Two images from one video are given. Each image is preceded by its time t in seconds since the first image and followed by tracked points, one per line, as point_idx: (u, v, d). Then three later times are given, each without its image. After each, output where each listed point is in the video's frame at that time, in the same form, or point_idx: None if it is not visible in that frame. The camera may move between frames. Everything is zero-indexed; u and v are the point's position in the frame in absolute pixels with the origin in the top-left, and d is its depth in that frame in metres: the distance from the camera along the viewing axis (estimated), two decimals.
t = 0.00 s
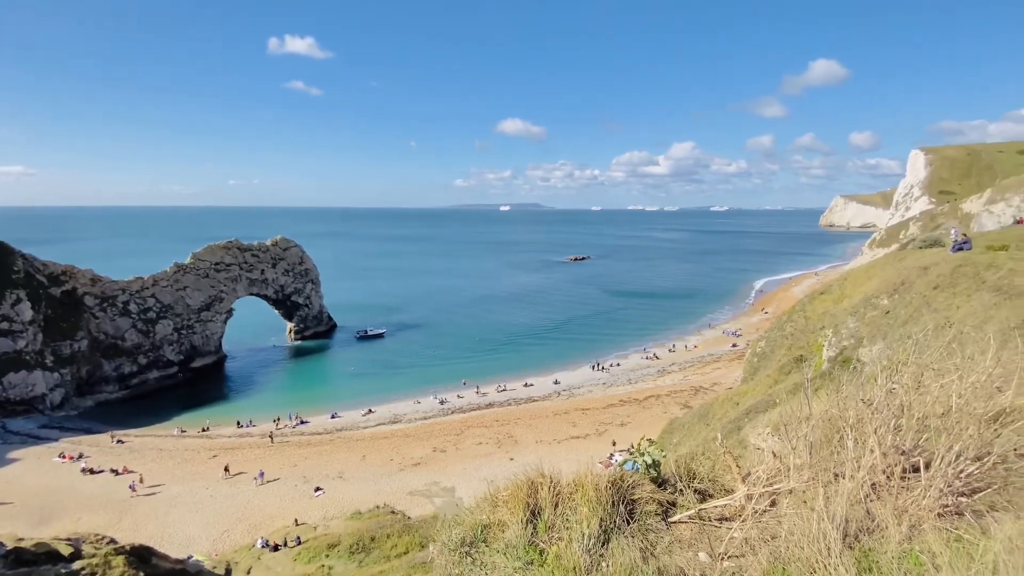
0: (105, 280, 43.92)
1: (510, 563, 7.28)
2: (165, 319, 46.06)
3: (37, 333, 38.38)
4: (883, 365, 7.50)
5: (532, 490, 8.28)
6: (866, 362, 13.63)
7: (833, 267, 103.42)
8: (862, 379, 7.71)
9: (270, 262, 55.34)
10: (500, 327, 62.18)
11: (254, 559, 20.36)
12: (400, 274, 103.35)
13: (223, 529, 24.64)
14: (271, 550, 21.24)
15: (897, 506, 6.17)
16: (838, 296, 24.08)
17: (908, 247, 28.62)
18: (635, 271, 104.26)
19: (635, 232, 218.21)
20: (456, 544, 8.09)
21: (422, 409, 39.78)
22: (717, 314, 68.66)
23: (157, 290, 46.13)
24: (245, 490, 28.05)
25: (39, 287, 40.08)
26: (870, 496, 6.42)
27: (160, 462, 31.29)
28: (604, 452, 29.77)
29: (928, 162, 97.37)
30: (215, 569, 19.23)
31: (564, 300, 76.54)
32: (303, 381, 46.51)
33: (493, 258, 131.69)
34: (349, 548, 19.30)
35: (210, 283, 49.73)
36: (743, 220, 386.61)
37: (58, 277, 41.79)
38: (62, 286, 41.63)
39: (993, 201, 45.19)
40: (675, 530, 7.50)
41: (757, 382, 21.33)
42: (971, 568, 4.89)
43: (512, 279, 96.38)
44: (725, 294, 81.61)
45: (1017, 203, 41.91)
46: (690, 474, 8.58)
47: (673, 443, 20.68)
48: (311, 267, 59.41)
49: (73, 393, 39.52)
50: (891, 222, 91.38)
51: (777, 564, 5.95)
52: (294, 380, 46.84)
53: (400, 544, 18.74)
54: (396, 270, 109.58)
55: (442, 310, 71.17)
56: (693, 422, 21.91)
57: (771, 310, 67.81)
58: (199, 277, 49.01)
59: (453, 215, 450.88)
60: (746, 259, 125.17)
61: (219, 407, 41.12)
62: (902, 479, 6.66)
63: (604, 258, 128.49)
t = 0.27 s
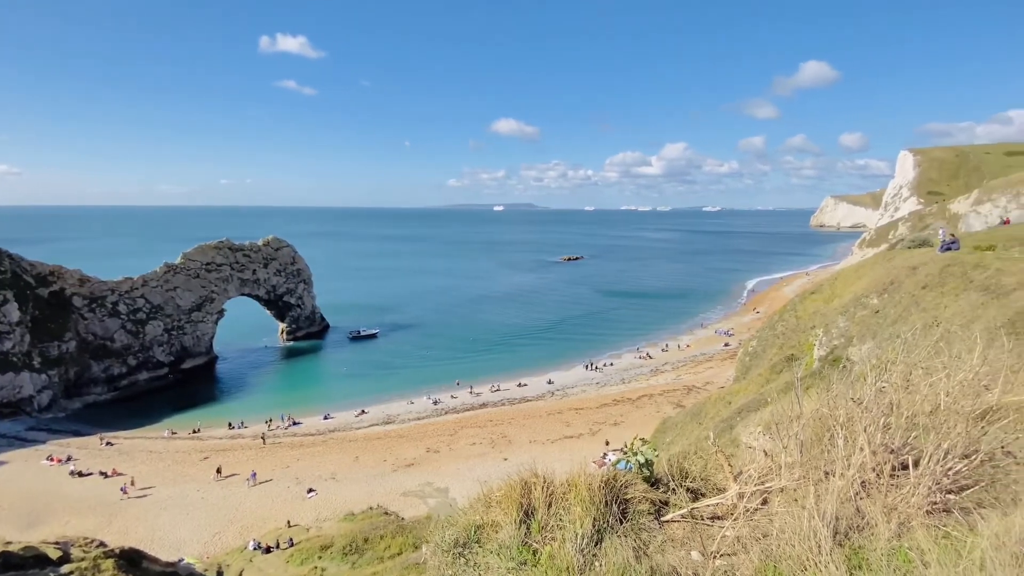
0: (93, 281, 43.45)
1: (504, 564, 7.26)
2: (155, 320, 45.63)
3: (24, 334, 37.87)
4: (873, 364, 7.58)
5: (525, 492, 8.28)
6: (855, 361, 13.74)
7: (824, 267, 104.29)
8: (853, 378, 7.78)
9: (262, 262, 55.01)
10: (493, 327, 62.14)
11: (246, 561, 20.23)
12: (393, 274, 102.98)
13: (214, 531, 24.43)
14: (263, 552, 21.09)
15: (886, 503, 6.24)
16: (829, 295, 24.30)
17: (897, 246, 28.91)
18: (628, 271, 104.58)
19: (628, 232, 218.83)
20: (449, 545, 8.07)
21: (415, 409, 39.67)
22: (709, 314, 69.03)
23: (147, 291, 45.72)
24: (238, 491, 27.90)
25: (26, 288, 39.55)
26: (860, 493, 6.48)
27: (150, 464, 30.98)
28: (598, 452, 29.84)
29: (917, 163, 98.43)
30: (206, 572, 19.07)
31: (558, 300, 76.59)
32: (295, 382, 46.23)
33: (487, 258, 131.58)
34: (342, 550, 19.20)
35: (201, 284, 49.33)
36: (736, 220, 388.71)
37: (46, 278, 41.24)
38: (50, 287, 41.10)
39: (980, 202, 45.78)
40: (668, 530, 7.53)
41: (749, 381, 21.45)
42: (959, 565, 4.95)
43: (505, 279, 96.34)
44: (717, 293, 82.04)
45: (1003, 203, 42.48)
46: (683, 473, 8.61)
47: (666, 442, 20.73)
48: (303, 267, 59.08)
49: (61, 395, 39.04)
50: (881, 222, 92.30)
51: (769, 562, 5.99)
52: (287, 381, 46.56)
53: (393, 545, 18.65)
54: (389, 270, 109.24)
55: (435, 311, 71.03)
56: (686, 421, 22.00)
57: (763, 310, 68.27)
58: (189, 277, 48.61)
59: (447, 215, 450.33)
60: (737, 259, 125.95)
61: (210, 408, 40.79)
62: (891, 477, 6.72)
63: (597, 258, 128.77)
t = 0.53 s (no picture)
0: (82, 282, 42.93)
1: (497, 564, 7.25)
2: (145, 321, 45.21)
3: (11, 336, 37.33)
4: (863, 362, 7.67)
5: (519, 492, 8.28)
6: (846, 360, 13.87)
7: (815, 266, 105.14)
8: (844, 376, 7.86)
9: (254, 263, 54.64)
10: (487, 328, 62.11)
11: (238, 564, 20.11)
12: (386, 275, 102.64)
13: (205, 534, 24.26)
14: (255, 554, 20.97)
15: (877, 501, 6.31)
16: (820, 295, 24.50)
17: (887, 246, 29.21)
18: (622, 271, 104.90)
19: (621, 232, 219.36)
20: (443, 546, 8.04)
21: (409, 410, 39.59)
22: (702, 313, 69.38)
23: (137, 291, 45.26)
24: (230, 493, 27.73)
25: (13, 289, 38.97)
26: (851, 491, 6.56)
27: (140, 467, 30.69)
28: (591, 451, 29.92)
29: (906, 164, 99.51)
30: None
31: (551, 300, 76.68)
32: (287, 383, 45.98)
33: (480, 258, 131.53)
34: (336, 551, 19.13)
35: (192, 284, 48.92)
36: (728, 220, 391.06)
37: (33, 279, 40.66)
38: (37, 288, 40.53)
39: (967, 202, 46.35)
40: (662, 529, 7.57)
41: (742, 380, 21.58)
42: (949, 562, 5.01)
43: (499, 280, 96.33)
44: (710, 293, 82.50)
45: (990, 204, 43.03)
46: (676, 472, 8.66)
47: (660, 441, 20.83)
48: (295, 267, 58.77)
49: (50, 397, 38.59)
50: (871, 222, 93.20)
51: (762, 560, 6.04)
52: (279, 382, 46.30)
53: (387, 546, 18.58)
54: (382, 270, 108.84)
55: (429, 311, 70.91)
56: (679, 420, 22.10)
57: (755, 309, 68.72)
58: (180, 278, 48.19)
59: (440, 215, 449.42)
60: (730, 258, 126.72)
61: (201, 410, 40.47)
62: (881, 475, 6.81)
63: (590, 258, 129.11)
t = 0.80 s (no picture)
0: (71, 282, 42.44)
1: (491, 564, 7.24)
2: (135, 322, 44.79)
3: None
4: (854, 362, 7.76)
5: (513, 492, 8.27)
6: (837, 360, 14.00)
7: (807, 266, 105.96)
8: (835, 375, 7.93)
9: (246, 263, 54.29)
10: (481, 328, 62.04)
11: (230, 567, 19.96)
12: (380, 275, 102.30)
13: (197, 537, 24.08)
14: (247, 557, 20.83)
15: (868, 499, 6.37)
16: (811, 294, 24.69)
17: (877, 247, 29.49)
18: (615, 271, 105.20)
19: (615, 232, 219.85)
20: (436, 548, 8.01)
21: (403, 411, 39.49)
22: (695, 313, 69.70)
23: (127, 292, 44.82)
24: (222, 495, 27.55)
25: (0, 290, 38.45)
26: (843, 489, 6.61)
27: (130, 469, 30.39)
28: (585, 451, 29.97)
29: (896, 165, 100.53)
30: None
31: (545, 301, 76.76)
32: (280, 385, 45.72)
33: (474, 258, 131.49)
34: (329, 553, 19.04)
35: (182, 285, 48.52)
36: (720, 221, 393.18)
37: (21, 279, 40.14)
38: (25, 288, 40.02)
39: (956, 203, 46.91)
40: (655, 528, 7.60)
41: (735, 379, 21.67)
42: (938, 558, 5.06)
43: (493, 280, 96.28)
44: (703, 293, 82.92)
45: (978, 204, 43.59)
46: (669, 471, 8.71)
47: (653, 441, 20.89)
48: (288, 267, 58.47)
49: (38, 400, 38.14)
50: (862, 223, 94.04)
51: (754, 558, 6.08)
52: (271, 383, 46.03)
53: (381, 548, 18.49)
54: (375, 270, 108.45)
55: (422, 311, 70.75)
56: (672, 420, 22.17)
57: (747, 309, 69.14)
58: (171, 278, 47.77)
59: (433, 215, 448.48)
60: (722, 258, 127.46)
61: (192, 412, 40.14)
62: (872, 473, 6.87)
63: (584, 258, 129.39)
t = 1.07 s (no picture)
0: (60, 283, 42.00)
1: (485, 565, 7.24)
2: (125, 323, 44.37)
3: None
4: (844, 361, 7.83)
5: (507, 493, 8.27)
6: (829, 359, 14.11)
7: (798, 266, 106.72)
8: (826, 374, 8.00)
9: (238, 263, 53.94)
10: (475, 328, 61.97)
11: (222, 570, 19.81)
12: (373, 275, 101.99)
13: (189, 540, 23.89)
14: (240, 559, 20.70)
15: (858, 497, 6.42)
16: (803, 294, 24.87)
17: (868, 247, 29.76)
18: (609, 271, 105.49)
19: (608, 232, 220.35)
20: (431, 548, 7.99)
21: (397, 412, 39.39)
22: (688, 313, 70.00)
23: (117, 293, 44.39)
24: (215, 498, 27.35)
25: None
26: (834, 488, 6.65)
27: (121, 472, 30.10)
28: (579, 451, 30.02)
29: (886, 166, 101.52)
30: None
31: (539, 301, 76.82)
32: (272, 386, 45.44)
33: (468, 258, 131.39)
34: (322, 555, 18.95)
35: (174, 285, 48.13)
36: (714, 221, 394.92)
37: (9, 280, 39.63)
38: (13, 289, 39.51)
39: (945, 203, 47.45)
40: (649, 528, 7.62)
41: (728, 378, 21.77)
42: (928, 556, 5.11)
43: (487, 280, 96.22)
44: (696, 293, 83.31)
45: (967, 205, 44.11)
46: (662, 470, 8.74)
47: (647, 440, 20.97)
48: (280, 268, 58.16)
49: (26, 402, 37.68)
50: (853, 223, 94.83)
51: (747, 557, 6.12)
52: (263, 385, 45.75)
53: (375, 549, 18.41)
54: (368, 271, 108.07)
55: (416, 311, 70.57)
56: (666, 419, 22.24)
57: (740, 309, 69.56)
58: (162, 279, 47.36)
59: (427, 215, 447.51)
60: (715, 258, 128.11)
61: (183, 414, 39.82)
62: (863, 471, 6.93)
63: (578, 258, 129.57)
